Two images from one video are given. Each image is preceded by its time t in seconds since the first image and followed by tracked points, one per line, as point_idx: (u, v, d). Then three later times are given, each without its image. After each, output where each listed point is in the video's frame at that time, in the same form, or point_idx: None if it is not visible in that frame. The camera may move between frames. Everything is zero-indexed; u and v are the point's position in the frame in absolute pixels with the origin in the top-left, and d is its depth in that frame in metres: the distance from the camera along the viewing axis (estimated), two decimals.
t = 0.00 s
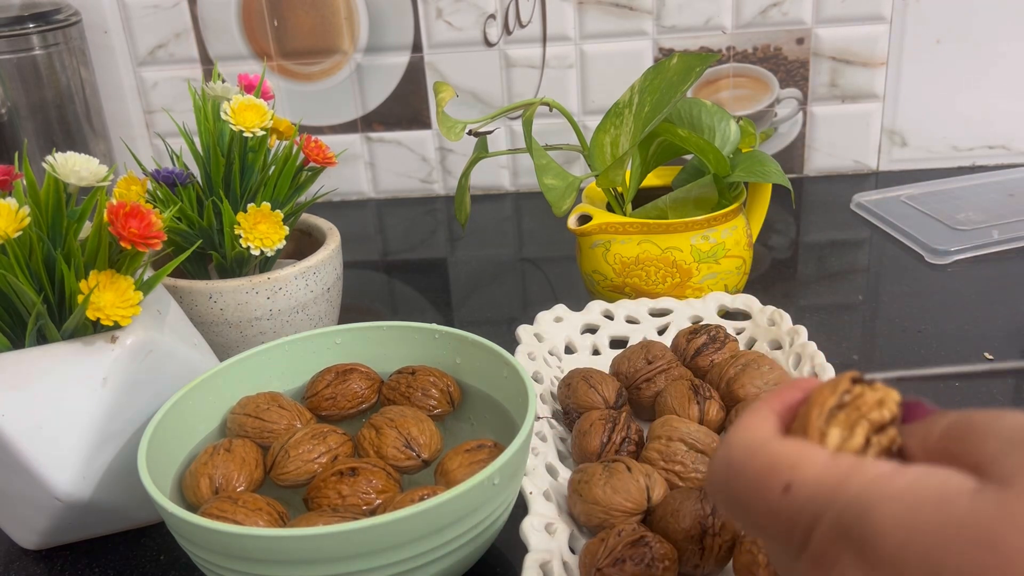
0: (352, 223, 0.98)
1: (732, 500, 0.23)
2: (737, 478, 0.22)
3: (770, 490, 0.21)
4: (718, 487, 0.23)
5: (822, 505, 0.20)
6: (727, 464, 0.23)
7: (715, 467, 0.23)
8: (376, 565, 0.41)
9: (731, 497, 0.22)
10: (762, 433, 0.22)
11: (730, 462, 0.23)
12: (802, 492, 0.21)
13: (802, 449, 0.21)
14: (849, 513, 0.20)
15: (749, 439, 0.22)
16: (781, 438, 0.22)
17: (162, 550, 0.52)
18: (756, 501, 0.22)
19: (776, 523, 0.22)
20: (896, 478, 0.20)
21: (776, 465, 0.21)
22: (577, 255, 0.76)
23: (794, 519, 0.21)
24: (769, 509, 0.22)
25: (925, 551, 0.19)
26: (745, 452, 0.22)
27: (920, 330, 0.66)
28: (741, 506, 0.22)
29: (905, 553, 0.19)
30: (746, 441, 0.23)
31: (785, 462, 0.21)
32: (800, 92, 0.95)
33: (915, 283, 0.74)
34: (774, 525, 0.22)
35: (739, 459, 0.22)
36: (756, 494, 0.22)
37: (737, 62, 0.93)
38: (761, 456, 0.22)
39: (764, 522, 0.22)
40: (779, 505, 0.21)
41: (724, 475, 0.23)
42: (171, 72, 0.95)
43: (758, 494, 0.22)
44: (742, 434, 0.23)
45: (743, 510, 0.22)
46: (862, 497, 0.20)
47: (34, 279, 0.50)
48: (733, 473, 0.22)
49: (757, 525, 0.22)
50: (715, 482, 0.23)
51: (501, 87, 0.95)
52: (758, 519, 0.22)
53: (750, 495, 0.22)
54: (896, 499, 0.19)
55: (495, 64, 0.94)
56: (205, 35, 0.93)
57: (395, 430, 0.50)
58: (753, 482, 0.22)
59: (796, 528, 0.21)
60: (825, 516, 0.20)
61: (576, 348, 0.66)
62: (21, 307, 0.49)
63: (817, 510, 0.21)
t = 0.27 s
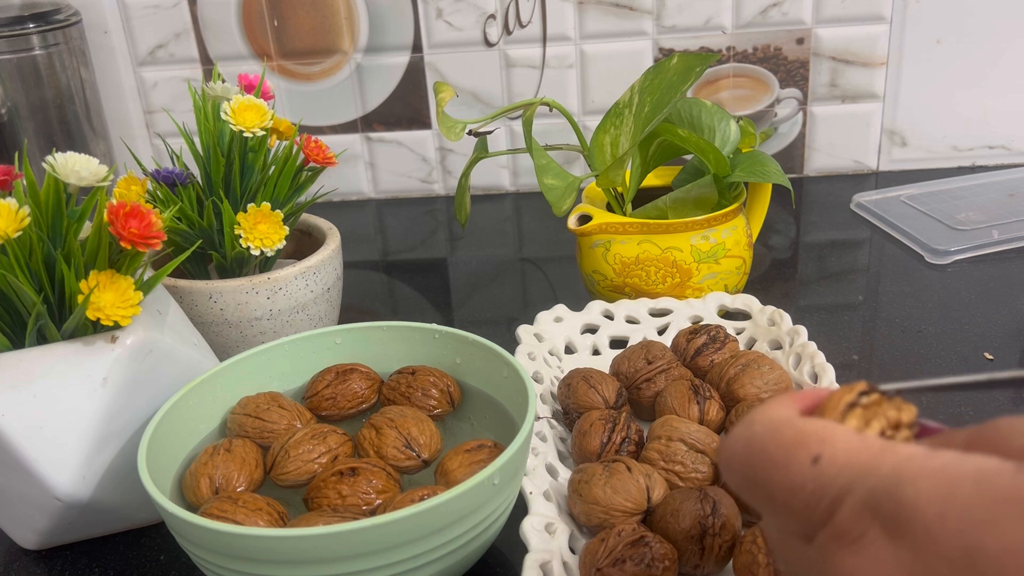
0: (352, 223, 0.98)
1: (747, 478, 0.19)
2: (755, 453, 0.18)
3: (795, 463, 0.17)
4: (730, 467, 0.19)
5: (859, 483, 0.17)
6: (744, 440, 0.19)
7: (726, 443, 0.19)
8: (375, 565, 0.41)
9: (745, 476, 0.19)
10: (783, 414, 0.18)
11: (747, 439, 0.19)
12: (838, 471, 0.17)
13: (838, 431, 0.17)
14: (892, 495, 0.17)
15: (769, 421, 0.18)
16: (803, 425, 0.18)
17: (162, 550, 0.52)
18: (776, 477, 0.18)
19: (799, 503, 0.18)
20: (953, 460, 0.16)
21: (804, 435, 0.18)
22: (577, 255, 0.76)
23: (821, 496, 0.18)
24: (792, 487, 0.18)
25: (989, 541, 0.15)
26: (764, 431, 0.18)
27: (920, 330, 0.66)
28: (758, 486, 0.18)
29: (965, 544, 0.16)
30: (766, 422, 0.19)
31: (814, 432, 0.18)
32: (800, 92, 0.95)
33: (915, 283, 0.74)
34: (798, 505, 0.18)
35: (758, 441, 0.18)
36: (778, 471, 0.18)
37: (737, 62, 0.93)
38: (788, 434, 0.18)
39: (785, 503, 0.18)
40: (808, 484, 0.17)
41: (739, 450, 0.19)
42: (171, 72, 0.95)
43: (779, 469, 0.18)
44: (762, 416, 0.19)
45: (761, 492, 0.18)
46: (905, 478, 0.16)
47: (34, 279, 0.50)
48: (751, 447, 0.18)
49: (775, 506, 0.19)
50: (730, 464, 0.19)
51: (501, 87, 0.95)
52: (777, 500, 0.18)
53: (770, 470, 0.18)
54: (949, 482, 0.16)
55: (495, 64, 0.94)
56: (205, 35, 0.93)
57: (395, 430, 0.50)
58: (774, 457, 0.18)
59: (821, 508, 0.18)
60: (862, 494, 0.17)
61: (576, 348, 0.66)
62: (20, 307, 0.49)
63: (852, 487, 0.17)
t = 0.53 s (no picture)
0: (352, 223, 0.98)
1: (782, 439, 0.18)
2: (799, 409, 0.18)
3: (839, 421, 0.17)
4: (764, 429, 0.18)
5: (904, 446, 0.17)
6: (784, 400, 0.18)
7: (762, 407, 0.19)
8: (375, 565, 0.41)
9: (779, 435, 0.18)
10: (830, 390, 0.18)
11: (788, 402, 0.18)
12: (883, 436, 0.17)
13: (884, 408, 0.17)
14: (931, 458, 0.16)
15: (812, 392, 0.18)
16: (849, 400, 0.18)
17: (162, 550, 0.52)
18: (816, 433, 0.17)
19: (831, 463, 0.17)
20: (998, 446, 0.16)
21: (854, 402, 0.18)
22: (577, 256, 0.76)
23: (860, 457, 0.17)
24: (831, 444, 0.17)
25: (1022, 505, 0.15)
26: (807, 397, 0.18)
27: (920, 330, 0.66)
28: (795, 444, 0.18)
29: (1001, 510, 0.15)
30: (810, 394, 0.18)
31: (864, 403, 0.18)
32: (800, 92, 0.95)
33: (915, 283, 0.74)
34: (832, 465, 0.17)
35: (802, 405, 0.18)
36: (819, 425, 0.17)
37: (737, 62, 0.93)
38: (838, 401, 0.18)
39: (817, 464, 0.17)
40: (850, 442, 0.17)
41: (777, 408, 0.18)
42: (171, 72, 0.95)
43: (823, 424, 0.17)
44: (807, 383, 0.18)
45: (796, 452, 0.18)
46: (947, 447, 0.16)
47: (34, 279, 0.50)
48: (794, 404, 0.18)
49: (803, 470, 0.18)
50: (763, 430, 0.18)
51: (501, 87, 0.95)
52: (809, 462, 0.18)
53: (813, 425, 0.17)
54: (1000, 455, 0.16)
55: (495, 64, 0.94)
56: (205, 35, 0.93)
57: (395, 431, 0.50)
58: (817, 413, 0.17)
59: (854, 471, 0.17)
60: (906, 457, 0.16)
61: (576, 348, 0.66)
62: (20, 307, 0.49)
63: (898, 449, 0.17)
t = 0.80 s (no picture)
0: (352, 223, 0.98)
1: (806, 466, 0.22)
2: (823, 439, 0.22)
3: (860, 446, 0.21)
4: (794, 458, 0.22)
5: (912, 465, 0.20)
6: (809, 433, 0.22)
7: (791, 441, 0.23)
8: (375, 564, 0.41)
9: (806, 464, 0.22)
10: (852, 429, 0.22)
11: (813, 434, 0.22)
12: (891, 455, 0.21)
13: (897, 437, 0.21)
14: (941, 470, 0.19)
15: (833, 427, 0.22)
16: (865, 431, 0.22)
17: (162, 550, 0.52)
18: (840, 455, 0.21)
19: (854, 484, 0.21)
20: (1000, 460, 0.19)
21: (872, 431, 0.21)
22: (577, 255, 0.76)
23: (877, 475, 0.20)
24: (851, 466, 0.21)
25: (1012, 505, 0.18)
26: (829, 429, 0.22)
27: (920, 330, 0.66)
28: (819, 469, 0.22)
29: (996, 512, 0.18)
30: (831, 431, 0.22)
31: (882, 432, 0.21)
32: (800, 92, 0.95)
33: (915, 283, 0.74)
34: (852, 486, 0.21)
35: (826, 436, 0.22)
36: (841, 450, 0.21)
37: (737, 62, 0.93)
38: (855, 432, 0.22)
39: (840, 485, 0.21)
40: (867, 461, 0.21)
41: (805, 439, 0.22)
42: (171, 72, 0.95)
43: (844, 448, 0.21)
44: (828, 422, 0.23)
45: (820, 476, 0.22)
46: (955, 463, 0.19)
47: (34, 279, 0.50)
48: (817, 435, 0.22)
49: (828, 494, 0.21)
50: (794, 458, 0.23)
51: (501, 87, 0.95)
52: (833, 484, 0.21)
53: (835, 451, 0.21)
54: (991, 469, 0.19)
55: (495, 64, 0.94)
56: (205, 35, 0.93)
57: (395, 431, 0.50)
58: (840, 441, 0.21)
59: (872, 488, 0.20)
60: (914, 472, 0.20)
61: (576, 348, 0.66)
62: (20, 307, 0.49)
63: (907, 466, 0.20)
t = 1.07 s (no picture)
0: (352, 223, 0.98)
1: (846, 488, 0.25)
2: (863, 467, 0.25)
3: (895, 473, 0.24)
4: (837, 480, 0.25)
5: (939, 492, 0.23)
6: (853, 456, 0.25)
7: (835, 464, 0.26)
8: (375, 565, 0.41)
9: (847, 488, 0.25)
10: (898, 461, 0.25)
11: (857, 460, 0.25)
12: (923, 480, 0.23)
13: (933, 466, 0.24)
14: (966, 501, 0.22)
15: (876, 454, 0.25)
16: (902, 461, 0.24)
17: (162, 550, 0.52)
18: (876, 480, 0.24)
19: (888, 507, 0.24)
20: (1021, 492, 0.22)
21: (910, 459, 0.24)
22: (577, 255, 0.76)
23: (908, 499, 0.23)
24: (887, 489, 0.24)
25: None
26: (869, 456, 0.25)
27: (920, 330, 0.66)
28: (856, 489, 0.25)
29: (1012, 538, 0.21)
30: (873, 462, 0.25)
31: (917, 459, 0.24)
32: (800, 92, 0.95)
33: (915, 284, 0.74)
34: (886, 508, 0.24)
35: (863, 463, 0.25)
36: (878, 474, 0.24)
37: (737, 62, 0.93)
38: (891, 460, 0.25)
39: (875, 507, 0.24)
40: (900, 486, 0.23)
41: (846, 462, 0.25)
42: (171, 72, 0.95)
43: (882, 473, 0.24)
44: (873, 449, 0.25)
45: (857, 496, 0.25)
46: (980, 493, 0.22)
47: (34, 279, 0.50)
48: (859, 460, 0.25)
49: (865, 515, 0.24)
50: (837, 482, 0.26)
51: (501, 87, 0.95)
52: (868, 506, 0.24)
53: (872, 477, 0.24)
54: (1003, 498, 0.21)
55: (495, 64, 0.94)
56: (205, 35, 0.93)
57: (395, 431, 0.50)
58: (878, 466, 0.24)
59: (904, 512, 0.23)
60: (942, 499, 0.22)
61: (576, 348, 0.66)
62: (21, 307, 0.49)
63: (937, 493, 0.23)
